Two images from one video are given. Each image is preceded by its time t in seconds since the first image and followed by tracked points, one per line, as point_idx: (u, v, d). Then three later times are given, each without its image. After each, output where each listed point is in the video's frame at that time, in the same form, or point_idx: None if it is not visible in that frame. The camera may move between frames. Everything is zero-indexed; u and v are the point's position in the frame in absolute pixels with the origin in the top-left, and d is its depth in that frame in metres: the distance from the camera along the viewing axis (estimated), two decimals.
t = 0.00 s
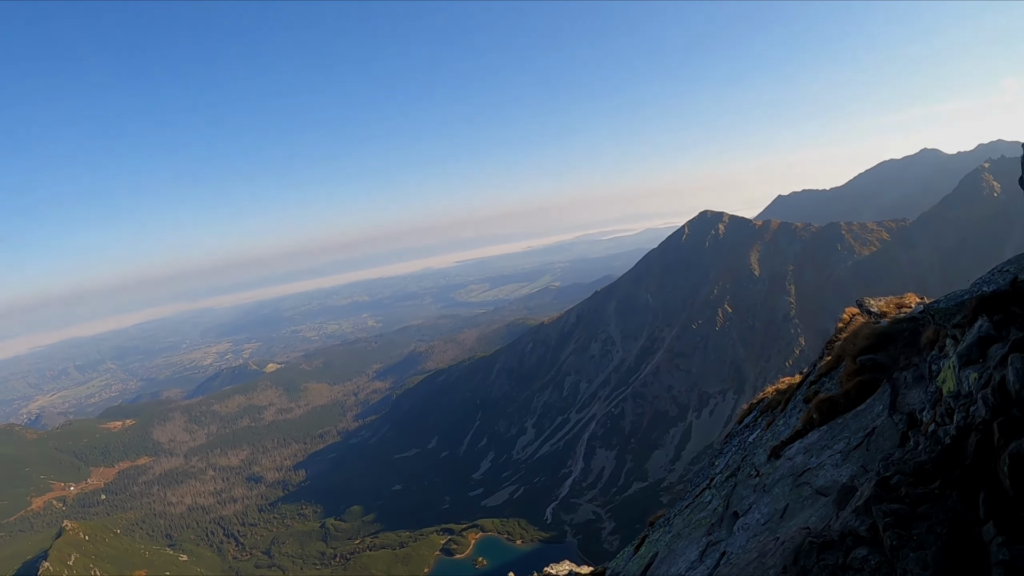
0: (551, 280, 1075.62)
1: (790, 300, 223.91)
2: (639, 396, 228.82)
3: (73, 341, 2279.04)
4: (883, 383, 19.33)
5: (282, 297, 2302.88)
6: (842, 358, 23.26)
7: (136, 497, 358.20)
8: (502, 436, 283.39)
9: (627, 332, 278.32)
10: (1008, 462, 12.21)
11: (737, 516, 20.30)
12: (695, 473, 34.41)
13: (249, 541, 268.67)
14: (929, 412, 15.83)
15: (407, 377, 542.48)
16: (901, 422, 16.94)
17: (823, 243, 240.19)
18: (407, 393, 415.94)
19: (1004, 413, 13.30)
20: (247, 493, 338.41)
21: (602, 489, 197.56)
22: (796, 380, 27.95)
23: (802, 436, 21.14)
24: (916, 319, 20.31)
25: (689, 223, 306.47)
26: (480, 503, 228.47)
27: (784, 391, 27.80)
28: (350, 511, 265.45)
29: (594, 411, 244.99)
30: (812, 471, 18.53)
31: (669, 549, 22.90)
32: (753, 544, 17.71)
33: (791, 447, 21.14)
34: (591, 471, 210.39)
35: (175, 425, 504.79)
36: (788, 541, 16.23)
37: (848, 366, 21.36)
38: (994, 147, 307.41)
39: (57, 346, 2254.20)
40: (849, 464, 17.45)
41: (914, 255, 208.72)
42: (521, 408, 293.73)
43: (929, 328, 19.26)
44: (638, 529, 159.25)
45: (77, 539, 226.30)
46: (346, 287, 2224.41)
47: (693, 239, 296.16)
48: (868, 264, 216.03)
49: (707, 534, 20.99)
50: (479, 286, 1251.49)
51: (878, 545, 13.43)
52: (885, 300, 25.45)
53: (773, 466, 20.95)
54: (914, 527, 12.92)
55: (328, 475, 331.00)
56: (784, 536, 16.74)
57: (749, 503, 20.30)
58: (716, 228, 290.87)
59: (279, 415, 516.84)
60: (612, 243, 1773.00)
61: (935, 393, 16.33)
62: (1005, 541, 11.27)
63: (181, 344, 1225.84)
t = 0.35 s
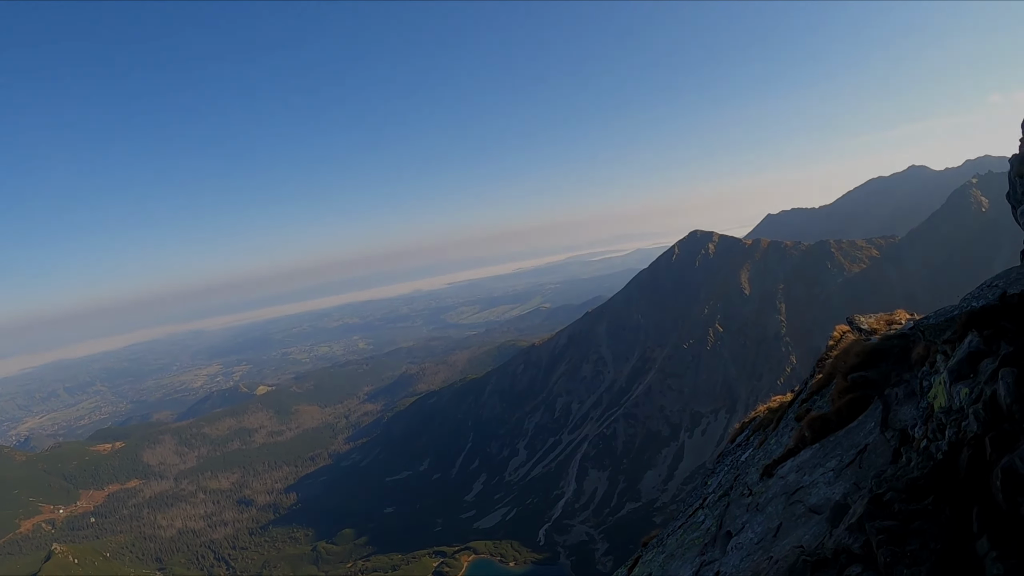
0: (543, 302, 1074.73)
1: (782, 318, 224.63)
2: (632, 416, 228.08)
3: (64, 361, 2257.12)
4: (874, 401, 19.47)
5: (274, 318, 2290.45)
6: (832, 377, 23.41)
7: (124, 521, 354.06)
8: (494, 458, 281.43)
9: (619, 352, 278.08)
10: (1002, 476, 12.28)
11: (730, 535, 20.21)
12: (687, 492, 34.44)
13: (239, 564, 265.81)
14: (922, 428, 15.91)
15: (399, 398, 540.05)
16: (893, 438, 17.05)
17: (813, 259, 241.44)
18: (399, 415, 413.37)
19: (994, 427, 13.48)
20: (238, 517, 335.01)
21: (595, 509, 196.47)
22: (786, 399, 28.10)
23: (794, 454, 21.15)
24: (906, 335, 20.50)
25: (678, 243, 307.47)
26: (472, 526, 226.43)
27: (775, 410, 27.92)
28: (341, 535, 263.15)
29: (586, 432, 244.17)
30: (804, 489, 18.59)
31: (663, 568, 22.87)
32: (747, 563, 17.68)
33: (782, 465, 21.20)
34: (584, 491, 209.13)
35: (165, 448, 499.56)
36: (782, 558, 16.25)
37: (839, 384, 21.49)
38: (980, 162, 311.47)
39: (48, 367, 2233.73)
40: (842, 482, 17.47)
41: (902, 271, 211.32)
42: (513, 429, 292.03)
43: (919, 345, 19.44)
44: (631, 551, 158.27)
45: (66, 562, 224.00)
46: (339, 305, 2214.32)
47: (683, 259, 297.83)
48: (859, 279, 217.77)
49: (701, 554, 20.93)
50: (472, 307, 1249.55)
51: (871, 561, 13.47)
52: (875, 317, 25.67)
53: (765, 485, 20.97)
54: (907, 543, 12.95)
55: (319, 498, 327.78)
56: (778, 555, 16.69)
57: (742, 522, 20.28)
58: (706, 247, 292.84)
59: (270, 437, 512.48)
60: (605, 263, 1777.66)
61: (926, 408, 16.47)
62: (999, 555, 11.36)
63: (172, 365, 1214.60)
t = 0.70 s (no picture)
0: (544, 306, 1071.08)
1: (783, 323, 224.65)
2: (633, 419, 228.16)
3: (65, 361, 2261.76)
4: (877, 406, 19.45)
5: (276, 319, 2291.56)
6: (834, 382, 23.41)
7: (124, 522, 354.49)
8: (495, 462, 281.13)
9: (620, 356, 278.00)
10: (1001, 483, 12.32)
11: (731, 540, 20.15)
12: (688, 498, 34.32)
13: (239, 566, 266.41)
14: (923, 434, 15.90)
15: (400, 401, 539.74)
16: (895, 444, 17.00)
17: (815, 264, 241.47)
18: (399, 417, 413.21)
19: (995, 433, 13.46)
20: (238, 518, 335.31)
21: (596, 513, 196.35)
22: (788, 403, 28.03)
23: (795, 459, 21.10)
24: (908, 340, 20.37)
25: (680, 247, 307.36)
26: (472, 529, 226.33)
27: (776, 415, 27.86)
28: (342, 537, 263.79)
29: (587, 435, 243.98)
30: (804, 495, 18.57)
31: (663, 572, 22.83)
32: (747, 568, 17.67)
33: (783, 471, 21.17)
34: (585, 495, 209.02)
35: (166, 448, 500.21)
36: (781, 564, 16.18)
37: (840, 389, 21.51)
38: (982, 168, 311.14)
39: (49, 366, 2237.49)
40: (843, 486, 17.45)
41: (904, 276, 211.28)
42: (514, 433, 291.67)
43: (920, 350, 19.42)
44: (631, 555, 158.02)
45: (65, 563, 224.39)
46: (341, 306, 2210.22)
47: (685, 263, 297.15)
48: (860, 285, 218.12)
49: (701, 558, 20.95)
50: (473, 310, 1248.35)
51: (870, 566, 13.45)
52: (876, 322, 25.58)
53: (766, 491, 20.89)
54: (908, 549, 12.94)
55: (320, 499, 328.05)
56: (780, 560, 16.59)
57: (742, 527, 20.24)
58: (708, 251, 292.12)
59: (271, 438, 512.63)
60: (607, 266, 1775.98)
61: (927, 414, 16.42)
62: (998, 561, 11.33)
63: (173, 366, 1215.14)
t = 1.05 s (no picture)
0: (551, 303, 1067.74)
1: (792, 322, 223.47)
2: (639, 416, 228.19)
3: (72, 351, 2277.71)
4: (884, 407, 19.35)
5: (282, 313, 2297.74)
6: (841, 382, 23.26)
7: (130, 512, 356.40)
8: (500, 456, 281.26)
9: (626, 352, 277.23)
10: (1008, 486, 12.21)
11: (736, 539, 20.11)
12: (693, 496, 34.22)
13: (244, 557, 268.14)
14: (930, 435, 15.83)
15: (405, 395, 539.74)
16: (901, 445, 16.90)
17: (824, 265, 240.58)
18: (405, 412, 414.06)
19: (1003, 436, 13.37)
20: (243, 510, 336.87)
21: (600, 510, 196.71)
22: (794, 403, 27.92)
23: (800, 460, 21.06)
24: (915, 341, 20.23)
25: (689, 244, 305.96)
26: (477, 524, 227.14)
27: (784, 414, 27.70)
28: (347, 530, 265.67)
29: (593, 432, 243.95)
30: (811, 495, 18.49)
31: (667, 570, 22.83)
32: (750, 567, 17.67)
33: (789, 470, 21.09)
34: (589, 492, 209.35)
35: (172, 439, 502.28)
36: (785, 564, 16.14)
37: (847, 390, 21.46)
38: (994, 170, 308.12)
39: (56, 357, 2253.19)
40: (849, 487, 17.38)
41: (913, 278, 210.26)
42: (519, 428, 291.52)
43: (928, 352, 19.26)
44: (635, 552, 158.22)
45: (71, 551, 225.22)
46: (346, 301, 2212.33)
47: (693, 261, 295.64)
48: (869, 286, 217.52)
49: (706, 557, 20.90)
50: (479, 306, 1246.57)
51: (873, 567, 13.43)
52: (884, 324, 25.45)
53: (771, 490, 20.84)
54: (912, 551, 12.89)
55: (325, 492, 329.48)
56: (783, 560, 16.55)
57: (748, 526, 20.17)
58: (716, 249, 290.49)
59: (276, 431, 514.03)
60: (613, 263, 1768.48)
61: (935, 416, 16.31)
62: (1001, 564, 11.32)
63: (180, 358, 1219.79)
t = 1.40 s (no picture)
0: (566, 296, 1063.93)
1: (809, 319, 221.23)
2: (655, 411, 228.34)
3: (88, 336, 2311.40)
4: (899, 406, 19.21)
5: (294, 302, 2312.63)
6: (857, 381, 23.05)
7: (147, 494, 361.55)
8: (514, 447, 282.27)
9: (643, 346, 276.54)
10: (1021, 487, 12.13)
11: (748, 535, 20.13)
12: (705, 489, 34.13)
13: (257, 542, 271.66)
14: (944, 437, 15.70)
15: (418, 386, 541.07)
16: (915, 446, 16.73)
17: (842, 263, 238.04)
18: (419, 401, 416.27)
19: (1017, 438, 13.20)
20: (257, 495, 341.00)
21: (613, 503, 196.99)
22: (810, 400, 27.73)
23: (814, 458, 20.98)
24: (933, 340, 19.92)
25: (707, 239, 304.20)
26: (490, 513, 228.59)
27: (799, 410, 27.55)
28: (360, 518, 268.53)
29: (608, 425, 243.95)
30: (824, 493, 18.43)
31: (678, 564, 22.91)
32: (763, 563, 17.67)
33: (803, 468, 21.02)
34: (603, 484, 209.87)
35: (187, 425, 507.70)
36: (797, 561, 16.14)
37: (862, 388, 21.32)
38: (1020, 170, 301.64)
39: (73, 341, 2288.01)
40: (861, 487, 17.30)
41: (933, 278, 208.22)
42: (534, 420, 292.02)
43: (946, 352, 18.94)
44: (648, 544, 158.40)
45: (86, 532, 228.04)
46: (358, 292, 2222.13)
47: (712, 256, 293.69)
48: (888, 284, 215.77)
49: (718, 552, 20.88)
50: (492, 298, 1245.40)
51: (883, 567, 13.36)
52: (902, 323, 25.16)
53: (784, 488, 20.81)
54: (924, 552, 12.79)
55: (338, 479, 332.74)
56: (795, 557, 16.53)
57: (761, 523, 20.15)
58: (735, 245, 288.36)
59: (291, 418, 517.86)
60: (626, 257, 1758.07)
61: (950, 417, 16.15)
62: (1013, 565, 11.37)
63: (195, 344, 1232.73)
